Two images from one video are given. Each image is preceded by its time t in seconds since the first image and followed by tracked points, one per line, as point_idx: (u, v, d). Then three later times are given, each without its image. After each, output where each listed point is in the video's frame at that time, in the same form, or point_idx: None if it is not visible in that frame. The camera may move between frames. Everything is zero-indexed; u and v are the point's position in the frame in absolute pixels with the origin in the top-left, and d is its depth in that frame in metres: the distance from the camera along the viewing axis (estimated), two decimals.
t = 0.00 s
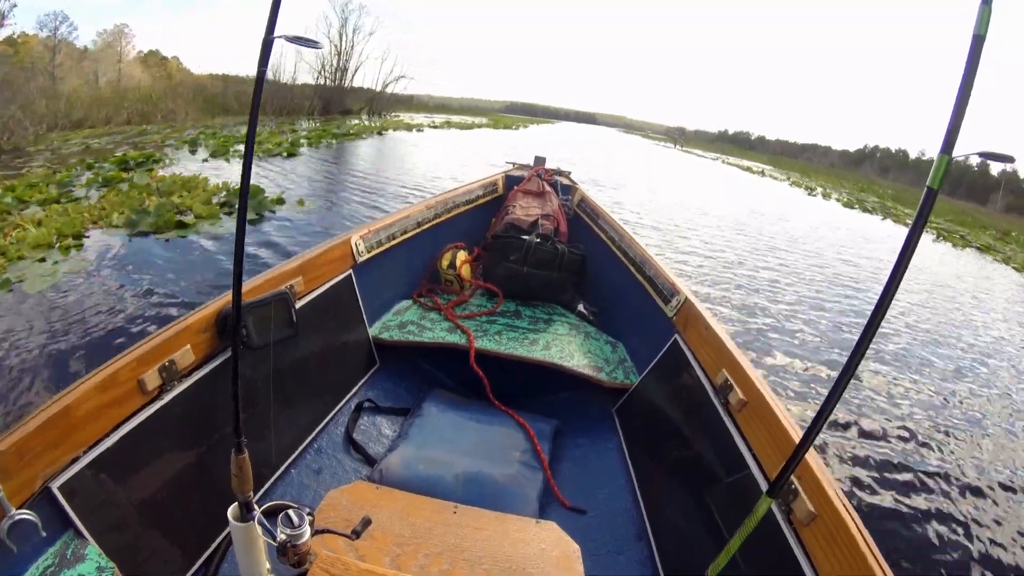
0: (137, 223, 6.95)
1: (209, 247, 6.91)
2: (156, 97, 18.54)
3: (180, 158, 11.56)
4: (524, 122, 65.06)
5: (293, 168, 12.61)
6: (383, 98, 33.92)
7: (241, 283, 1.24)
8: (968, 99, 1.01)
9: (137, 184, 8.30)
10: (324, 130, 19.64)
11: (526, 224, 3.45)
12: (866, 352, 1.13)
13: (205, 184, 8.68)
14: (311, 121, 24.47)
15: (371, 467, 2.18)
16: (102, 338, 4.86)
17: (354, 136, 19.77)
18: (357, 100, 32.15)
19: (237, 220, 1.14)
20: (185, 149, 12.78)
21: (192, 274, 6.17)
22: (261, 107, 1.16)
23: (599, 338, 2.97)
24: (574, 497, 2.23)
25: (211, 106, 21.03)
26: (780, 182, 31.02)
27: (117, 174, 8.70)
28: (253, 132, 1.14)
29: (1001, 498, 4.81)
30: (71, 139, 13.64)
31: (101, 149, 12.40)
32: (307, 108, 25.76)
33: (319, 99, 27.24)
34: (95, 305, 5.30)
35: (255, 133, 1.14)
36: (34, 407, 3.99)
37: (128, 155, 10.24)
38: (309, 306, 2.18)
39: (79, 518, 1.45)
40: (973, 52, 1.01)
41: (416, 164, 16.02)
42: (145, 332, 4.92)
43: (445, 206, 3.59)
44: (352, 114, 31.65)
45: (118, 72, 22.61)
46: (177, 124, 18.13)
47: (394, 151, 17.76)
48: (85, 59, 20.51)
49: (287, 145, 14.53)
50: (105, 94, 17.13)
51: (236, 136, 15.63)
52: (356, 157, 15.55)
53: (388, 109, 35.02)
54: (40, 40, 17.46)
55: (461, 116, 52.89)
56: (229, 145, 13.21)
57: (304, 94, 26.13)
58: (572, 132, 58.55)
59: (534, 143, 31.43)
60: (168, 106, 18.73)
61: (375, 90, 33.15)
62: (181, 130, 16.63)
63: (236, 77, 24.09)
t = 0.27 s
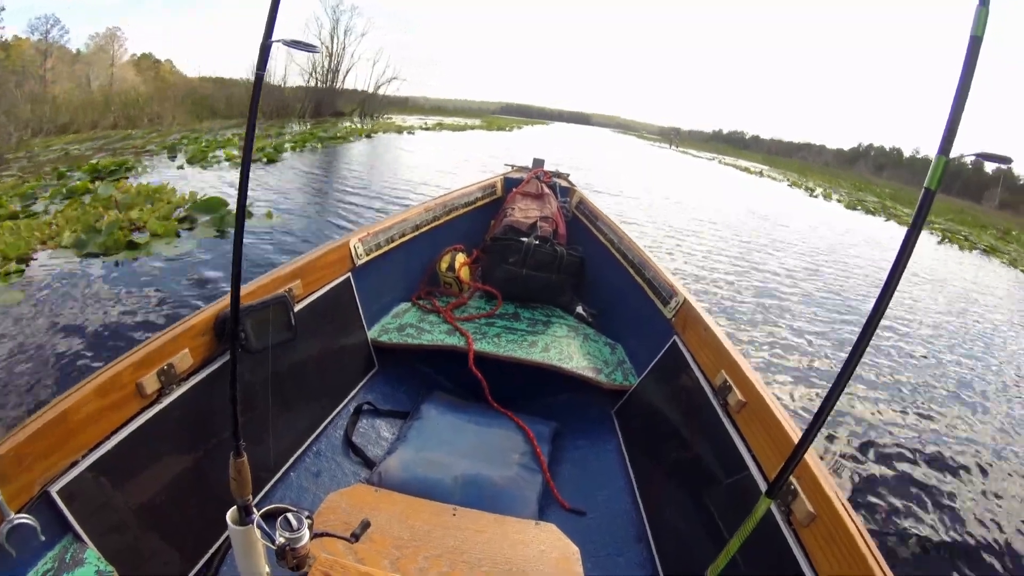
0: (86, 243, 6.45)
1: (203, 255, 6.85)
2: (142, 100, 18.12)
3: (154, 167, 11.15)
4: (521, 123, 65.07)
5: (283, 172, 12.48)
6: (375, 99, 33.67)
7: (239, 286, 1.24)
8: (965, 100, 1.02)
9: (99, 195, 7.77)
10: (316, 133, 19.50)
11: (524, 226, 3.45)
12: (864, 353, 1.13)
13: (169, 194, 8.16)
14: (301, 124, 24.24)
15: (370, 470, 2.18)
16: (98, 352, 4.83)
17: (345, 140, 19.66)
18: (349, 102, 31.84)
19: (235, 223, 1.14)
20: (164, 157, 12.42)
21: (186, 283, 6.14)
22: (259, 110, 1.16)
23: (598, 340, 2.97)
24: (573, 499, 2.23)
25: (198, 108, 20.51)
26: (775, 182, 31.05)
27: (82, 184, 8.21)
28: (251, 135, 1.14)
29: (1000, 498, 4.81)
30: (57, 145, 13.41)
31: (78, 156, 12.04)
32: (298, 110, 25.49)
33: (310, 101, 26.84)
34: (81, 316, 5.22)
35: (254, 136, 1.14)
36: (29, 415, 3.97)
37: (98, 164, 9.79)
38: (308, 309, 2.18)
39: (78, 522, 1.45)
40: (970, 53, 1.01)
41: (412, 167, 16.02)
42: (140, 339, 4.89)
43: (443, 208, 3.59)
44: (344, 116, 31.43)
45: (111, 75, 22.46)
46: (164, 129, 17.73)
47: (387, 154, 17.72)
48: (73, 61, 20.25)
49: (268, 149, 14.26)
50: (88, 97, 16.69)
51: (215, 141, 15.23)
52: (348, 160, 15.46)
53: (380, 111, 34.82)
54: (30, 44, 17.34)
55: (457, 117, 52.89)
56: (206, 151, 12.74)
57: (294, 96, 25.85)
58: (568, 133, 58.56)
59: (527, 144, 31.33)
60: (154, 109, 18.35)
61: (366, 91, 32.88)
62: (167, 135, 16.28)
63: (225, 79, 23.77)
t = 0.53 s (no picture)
0: (24, 272, 5.42)
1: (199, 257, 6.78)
2: (125, 106, 17.94)
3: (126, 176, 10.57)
4: (514, 124, 65.03)
5: (271, 176, 12.32)
6: (364, 101, 33.45)
7: (235, 290, 1.24)
8: (956, 98, 1.02)
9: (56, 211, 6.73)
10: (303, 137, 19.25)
11: (520, 228, 3.46)
12: (858, 352, 1.14)
13: (131, 211, 7.16)
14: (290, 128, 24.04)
15: (368, 473, 2.18)
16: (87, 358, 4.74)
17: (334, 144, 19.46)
18: (337, 105, 31.57)
19: (230, 227, 1.14)
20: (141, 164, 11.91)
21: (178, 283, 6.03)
22: (252, 114, 1.16)
23: (595, 341, 2.98)
24: (571, 500, 2.23)
25: (182, 114, 20.35)
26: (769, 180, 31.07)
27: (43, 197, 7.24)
28: (245, 140, 1.14)
29: (997, 496, 4.82)
30: (38, 151, 13.13)
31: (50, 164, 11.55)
32: (286, 114, 25.21)
33: (298, 104, 26.69)
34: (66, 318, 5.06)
35: (247, 141, 1.14)
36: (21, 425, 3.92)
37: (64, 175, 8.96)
38: (304, 313, 2.18)
39: (75, 528, 1.44)
40: (959, 53, 1.02)
41: (405, 169, 16.00)
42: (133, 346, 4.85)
43: (439, 211, 3.59)
44: (332, 119, 31.17)
45: (99, 80, 22.28)
46: (148, 136, 17.55)
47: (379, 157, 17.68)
48: (57, 66, 19.98)
49: (248, 154, 13.83)
50: (70, 102, 16.42)
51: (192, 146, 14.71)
52: (337, 164, 15.28)
53: (370, 113, 34.63)
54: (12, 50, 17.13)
55: (450, 118, 52.81)
56: (181, 157, 12.23)
57: (282, 99, 25.57)
58: (562, 133, 58.56)
59: (518, 146, 31.24)
60: (138, 115, 18.16)
61: (355, 93, 32.65)
62: (148, 142, 15.98)
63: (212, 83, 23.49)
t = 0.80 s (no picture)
0: None
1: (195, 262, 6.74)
2: (119, 105, 17.83)
3: (104, 180, 10.30)
4: (514, 122, 65.04)
5: (269, 176, 12.28)
6: (362, 99, 33.36)
7: (241, 287, 1.25)
8: (962, 96, 1.02)
9: (22, 221, 6.33)
10: (300, 136, 19.11)
11: (525, 226, 3.46)
12: (864, 351, 1.13)
13: (97, 225, 6.67)
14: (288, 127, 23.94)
15: (373, 471, 2.18)
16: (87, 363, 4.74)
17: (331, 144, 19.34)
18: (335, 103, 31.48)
19: (236, 224, 1.14)
20: (125, 167, 11.65)
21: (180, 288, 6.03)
22: (259, 110, 1.16)
23: (600, 339, 2.97)
24: (576, 499, 2.23)
25: (176, 112, 20.22)
26: (770, 179, 30.96)
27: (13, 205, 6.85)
28: (251, 137, 1.15)
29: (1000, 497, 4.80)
30: (30, 153, 13.01)
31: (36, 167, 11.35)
32: (282, 112, 25.08)
33: (295, 102, 26.56)
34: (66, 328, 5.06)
35: (253, 137, 1.14)
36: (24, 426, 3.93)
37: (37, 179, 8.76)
38: (309, 310, 2.18)
39: (82, 525, 1.45)
40: (967, 50, 1.02)
41: (406, 168, 15.99)
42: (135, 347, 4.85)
43: (444, 209, 3.59)
44: (330, 117, 31.07)
45: (97, 79, 22.24)
46: (141, 136, 17.44)
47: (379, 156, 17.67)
48: (52, 64, 19.90)
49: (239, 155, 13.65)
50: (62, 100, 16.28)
51: (181, 146, 14.45)
52: (334, 164, 15.17)
53: (368, 111, 34.54)
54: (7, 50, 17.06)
55: (451, 117, 52.79)
56: (166, 159, 11.94)
57: (278, 98, 25.45)
58: (562, 131, 58.53)
59: (517, 144, 31.15)
60: (132, 114, 18.04)
61: (353, 91, 32.54)
62: (139, 142, 15.81)
63: (208, 81, 23.36)
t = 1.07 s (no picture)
0: None
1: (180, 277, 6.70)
2: (105, 105, 17.70)
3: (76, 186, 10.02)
4: (510, 122, 65.03)
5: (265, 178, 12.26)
6: (356, 99, 33.28)
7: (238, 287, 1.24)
8: (960, 98, 1.02)
9: None
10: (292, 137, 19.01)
11: (523, 227, 3.46)
12: (861, 351, 1.14)
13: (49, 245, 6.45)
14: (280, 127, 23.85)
15: (371, 471, 2.18)
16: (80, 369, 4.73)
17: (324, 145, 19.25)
18: (328, 103, 31.41)
19: (233, 224, 1.14)
20: (102, 171, 11.40)
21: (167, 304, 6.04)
22: (257, 111, 1.16)
23: (598, 340, 2.98)
24: (574, 500, 2.23)
25: (165, 112, 20.09)
26: (765, 179, 31.00)
27: None
28: (249, 137, 1.14)
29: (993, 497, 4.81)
30: (13, 155, 12.87)
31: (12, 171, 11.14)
32: (274, 113, 24.98)
33: (288, 102, 26.47)
34: (52, 343, 5.07)
35: (251, 137, 1.14)
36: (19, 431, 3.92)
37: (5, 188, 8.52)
38: (307, 311, 2.18)
39: (79, 526, 1.45)
40: (965, 51, 1.02)
41: (400, 169, 15.99)
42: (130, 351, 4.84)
43: (442, 209, 3.59)
44: (322, 118, 31.00)
45: (86, 79, 22.07)
46: (129, 137, 17.31)
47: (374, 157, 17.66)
48: (38, 64, 19.72)
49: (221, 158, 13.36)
50: (48, 101, 16.13)
51: (163, 148, 14.21)
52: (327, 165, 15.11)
53: (361, 111, 34.44)
54: None
55: (446, 117, 52.78)
56: (144, 163, 11.67)
57: (271, 98, 25.32)
58: (558, 131, 58.54)
59: (511, 144, 31.13)
60: (119, 115, 17.90)
61: (346, 90, 32.44)
62: (126, 143, 15.69)
63: (199, 80, 23.26)
